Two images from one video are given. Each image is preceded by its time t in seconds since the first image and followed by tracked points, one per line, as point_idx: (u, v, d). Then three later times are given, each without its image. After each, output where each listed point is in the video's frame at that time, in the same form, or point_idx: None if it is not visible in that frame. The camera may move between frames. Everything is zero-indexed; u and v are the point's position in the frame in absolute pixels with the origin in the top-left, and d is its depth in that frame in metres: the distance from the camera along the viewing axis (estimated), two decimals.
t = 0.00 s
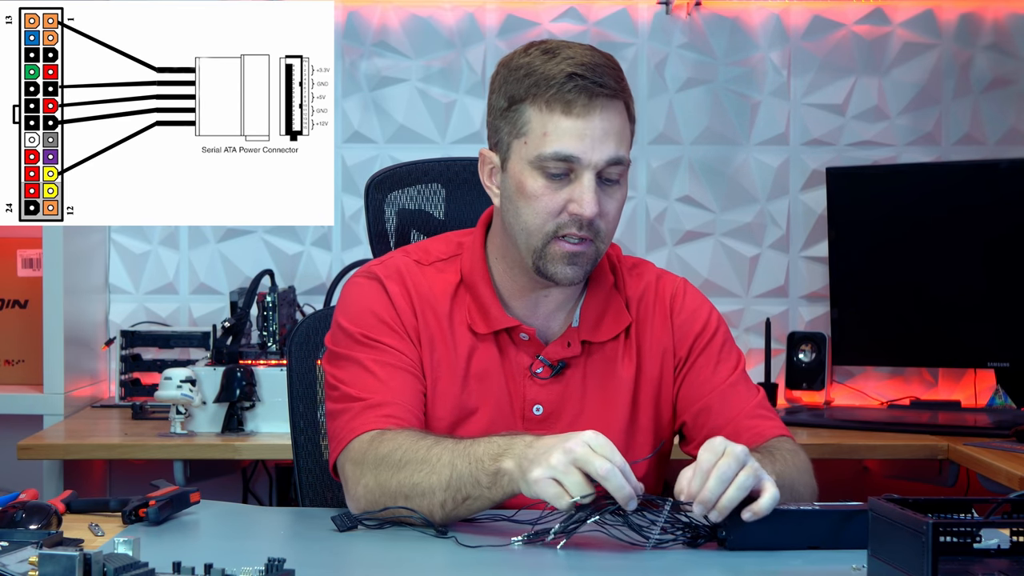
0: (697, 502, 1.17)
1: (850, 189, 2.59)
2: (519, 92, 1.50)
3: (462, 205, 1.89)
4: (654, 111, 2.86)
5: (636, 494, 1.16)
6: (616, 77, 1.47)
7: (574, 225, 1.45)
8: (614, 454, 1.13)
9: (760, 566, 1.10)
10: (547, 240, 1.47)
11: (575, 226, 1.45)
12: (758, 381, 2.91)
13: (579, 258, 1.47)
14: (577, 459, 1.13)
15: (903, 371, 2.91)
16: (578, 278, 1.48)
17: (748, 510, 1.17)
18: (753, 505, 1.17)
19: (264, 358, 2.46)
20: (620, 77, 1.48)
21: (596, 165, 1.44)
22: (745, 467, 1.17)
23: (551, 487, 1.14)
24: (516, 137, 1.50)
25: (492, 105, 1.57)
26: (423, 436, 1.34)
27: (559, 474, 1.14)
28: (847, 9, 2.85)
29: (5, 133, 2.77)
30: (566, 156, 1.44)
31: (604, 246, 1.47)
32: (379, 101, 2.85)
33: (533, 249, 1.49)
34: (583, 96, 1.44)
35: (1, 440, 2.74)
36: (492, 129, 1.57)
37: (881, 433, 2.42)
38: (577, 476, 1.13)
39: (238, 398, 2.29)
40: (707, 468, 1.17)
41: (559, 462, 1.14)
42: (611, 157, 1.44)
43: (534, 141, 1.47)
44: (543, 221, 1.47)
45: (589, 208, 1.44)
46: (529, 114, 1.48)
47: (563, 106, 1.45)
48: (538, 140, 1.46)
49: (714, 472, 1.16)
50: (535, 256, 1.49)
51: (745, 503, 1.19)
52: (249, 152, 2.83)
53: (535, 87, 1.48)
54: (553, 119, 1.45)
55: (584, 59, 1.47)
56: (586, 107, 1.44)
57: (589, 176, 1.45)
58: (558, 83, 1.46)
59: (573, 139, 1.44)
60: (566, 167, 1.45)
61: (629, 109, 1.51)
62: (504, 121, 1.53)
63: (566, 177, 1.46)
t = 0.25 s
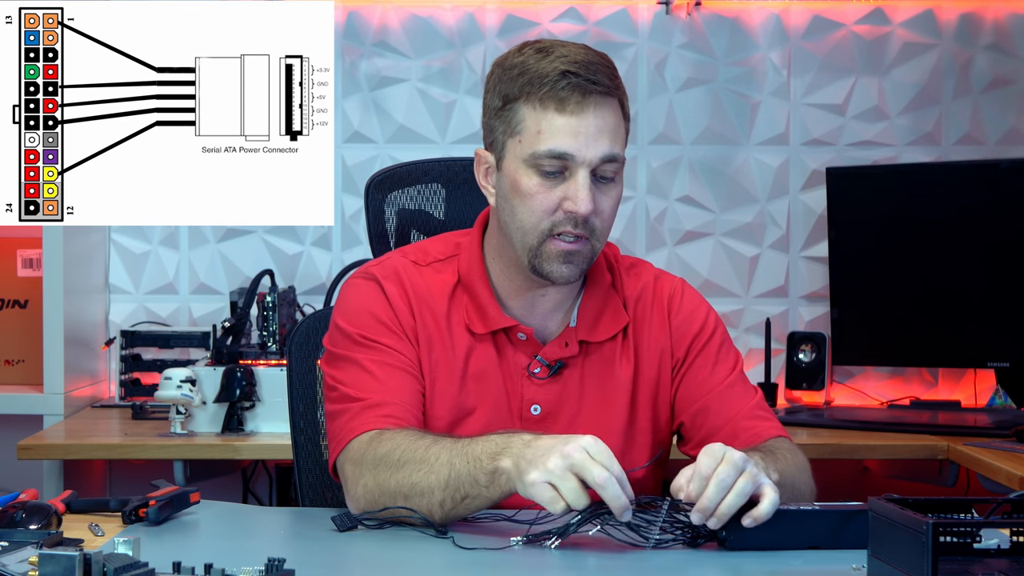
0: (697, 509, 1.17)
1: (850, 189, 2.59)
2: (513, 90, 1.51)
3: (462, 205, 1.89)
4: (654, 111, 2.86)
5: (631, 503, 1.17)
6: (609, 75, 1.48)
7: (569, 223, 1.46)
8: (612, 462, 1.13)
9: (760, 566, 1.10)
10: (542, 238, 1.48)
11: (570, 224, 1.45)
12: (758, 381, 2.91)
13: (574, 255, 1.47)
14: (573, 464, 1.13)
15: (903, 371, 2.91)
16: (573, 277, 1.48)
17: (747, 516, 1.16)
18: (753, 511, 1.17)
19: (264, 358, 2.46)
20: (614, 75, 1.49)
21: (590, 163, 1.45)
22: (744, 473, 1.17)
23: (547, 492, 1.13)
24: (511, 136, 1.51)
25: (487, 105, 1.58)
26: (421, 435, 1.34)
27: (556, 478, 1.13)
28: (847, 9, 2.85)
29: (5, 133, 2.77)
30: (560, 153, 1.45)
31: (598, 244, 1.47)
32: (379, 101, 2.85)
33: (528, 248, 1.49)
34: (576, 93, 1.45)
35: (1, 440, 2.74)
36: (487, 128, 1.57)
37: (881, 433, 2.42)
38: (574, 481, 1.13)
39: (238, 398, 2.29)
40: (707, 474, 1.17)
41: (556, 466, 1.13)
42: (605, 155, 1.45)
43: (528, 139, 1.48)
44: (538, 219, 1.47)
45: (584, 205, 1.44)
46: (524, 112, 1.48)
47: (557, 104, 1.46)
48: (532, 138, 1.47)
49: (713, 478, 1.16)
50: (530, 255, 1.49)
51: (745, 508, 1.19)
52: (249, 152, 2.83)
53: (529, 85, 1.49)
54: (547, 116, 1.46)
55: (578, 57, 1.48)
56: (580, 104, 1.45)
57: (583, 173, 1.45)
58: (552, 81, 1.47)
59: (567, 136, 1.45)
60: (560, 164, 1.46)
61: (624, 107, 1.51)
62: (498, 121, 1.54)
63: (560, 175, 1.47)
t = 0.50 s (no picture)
0: (694, 507, 1.17)
1: (850, 189, 2.59)
2: (509, 90, 1.51)
3: (462, 205, 1.89)
4: (654, 111, 2.86)
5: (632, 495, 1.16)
6: (605, 73, 1.48)
7: (566, 221, 1.46)
8: (608, 465, 1.12)
9: (760, 566, 1.10)
10: (539, 237, 1.48)
11: (567, 222, 1.45)
12: (758, 381, 2.91)
13: (571, 253, 1.47)
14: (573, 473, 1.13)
15: (903, 371, 2.91)
16: (570, 275, 1.48)
17: (744, 515, 1.16)
18: (750, 510, 1.17)
19: (264, 358, 2.46)
20: (610, 74, 1.49)
21: (587, 161, 1.45)
22: (744, 473, 1.17)
23: (552, 505, 1.14)
24: (507, 135, 1.51)
25: (484, 105, 1.58)
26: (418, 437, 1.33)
27: (558, 490, 1.13)
28: (847, 9, 2.85)
29: (5, 133, 2.77)
30: (557, 152, 1.45)
31: (595, 243, 1.48)
32: (379, 101, 2.85)
33: (525, 247, 1.49)
34: (572, 91, 1.45)
35: (1, 440, 2.74)
36: (484, 128, 1.57)
37: (881, 433, 2.42)
38: (576, 490, 1.13)
39: (238, 398, 2.29)
40: (706, 473, 1.17)
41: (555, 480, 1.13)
42: (601, 153, 1.45)
43: (524, 138, 1.48)
44: (535, 218, 1.47)
45: (581, 204, 1.44)
46: (519, 112, 1.48)
47: (553, 102, 1.46)
48: (528, 137, 1.47)
49: (712, 477, 1.16)
50: (527, 254, 1.49)
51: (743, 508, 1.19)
52: (249, 152, 2.83)
53: (525, 84, 1.49)
54: (543, 115, 1.46)
55: (573, 56, 1.48)
56: (576, 103, 1.45)
57: (580, 171, 1.45)
58: (547, 80, 1.47)
59: (563, 134, 1.45)
60: (557, 163, 1.46)
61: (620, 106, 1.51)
62: (495, 120, 1.54)
63: (557, 174, 1.47)
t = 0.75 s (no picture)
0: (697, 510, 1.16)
1: (850, 189, 2.59)
2: (507, 87, 1.51)
3: (462, 205, 1.89)
4: (654, 111, 2.86)
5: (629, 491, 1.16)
6: (602, 70, 1.48)
7: (563, 217, 1.45)
8: (600, 474, 1.10)
9: (760, 566, 1.10)
10: (536, 233, 1.47)
11: (564, 218, 1.45)
12: (758, 381, 2.91)
13: (568, 249, 1.47)
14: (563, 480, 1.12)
15: (903, 371, 2.91)
16: (568, 272, 1.48)
17: (744, 518, 1.16)
18: (750, 512, 1.16)
19: (264, 358, 2.46)
20: (607, 71, 1.49)
21: (584, 157, 1.45)
22: (746, 475, 1.16)
23: (546, 513, 1.14)
24: (505, 133, 1.51)
25: (483, 104, 1.58)
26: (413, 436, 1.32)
27: (552, 498, 1.13)
28: (847, 9, 2.85)
29: (5, 133, 2.77)
30: (554, 147, 1.45)
31: (593, 239, 1.47)
32: (379, 101, 2.85)
33: (523, 243, 1.49)
34: (569, 87, 1.45)
35: (1, 440, 2.74)
36: (482, 126, 1.57)
37: (881, 433, 2.42)
38: (569, 498, 1.12)
39: (238, 398, 2.29)
40: (708, 476, 1.16)
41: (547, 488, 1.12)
42: (599, 149, 1.45)
43: (521, 134, 1.48)
44: (532, 214, 1.47)
45: (578, 199, 1.44)
46: (517, 108, 1.48)
47: (550, 98, 1.46)
48: (526, 133, 1.47)
49: (713, 481, 1.15)
50: (525, 250, 1.49)
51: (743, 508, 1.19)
52: (249, 152, 2.83)
53: (522, 81, 1.49)
54: (540, 111, 1.46)
55: (571, 52, 1.48)
56: (573, 98, 1.45)
57: (577, 167, 1.45)
58: (545, 75, 1.47)
59: (560, 130, 1.45)
60: (554, 158, 1.46)
61: (618, 104, 1.51)
62: (493, 118, 1.54)
63: (554, 169, 1.47)
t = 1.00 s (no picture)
0: (692, 505, 1.18)
1: (850, 189, 2.59)
2: (492, 78, 1.54)
3: (462, 205, 1.90)
4: (654, 111, 2.86)
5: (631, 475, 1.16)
6: (585, 59, 1.50)
7: (540, 201, 1.47)
8: (599, 466, 1.11)
9: (760, 566, 1.10)
10: (516, 218, 1.49)
11: (541, 202, 1.46)
12: (758, 381, 2.91)
13: (548, 233, 1.47)
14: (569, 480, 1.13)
15: (903, 371, 2.91)
16: (549, 257, 1.49)
17: (742, 512, 1.17)
18: (748, 507, 1.17)
19: (264, 358, 2.46)
20: (592, 60, 1.51)
21: (562, 140, 1.47)
22: (742, 471, 1.18)
23: (555, 513, 1.14)
24: (491, 121, 1.53)
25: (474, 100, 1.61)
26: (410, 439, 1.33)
27: (557, 498, 1.14)
28: (847, 9, 2.85)
29: (5, 133, 2.77)
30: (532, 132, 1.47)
31: (574, 223, 1.47)
32: (379, 101, 2.85)
33: (504, 229, 1.50)
34: (547, 73, 1.48)
35: (1, 440, 2.74)
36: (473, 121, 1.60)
37: (881, 433, 2.42)
38: (575, 496, 1.13)
39: (238, 398, 2.29)
40: (702, 473, 1.18)
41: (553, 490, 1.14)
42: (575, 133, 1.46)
43: (503, 120, 1.50)
44: (512, 199, 1.49)
45: (554, 182, 1.45)
46: (499, 96, 1.51)
47: (529, 84, 1.48)
48: (506, 120, 1.49)
49: (708, 477, 1.17)
50: (505, 235, 1.50)
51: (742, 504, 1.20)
52: (249, 152, 2.83)
53: (505, 70, 1.51)
54: (520, 96, 1.48)
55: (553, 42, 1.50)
56: (550, 84, 1.47)
57: (555, 150, 1.47)
58: (525, 64, 1.49)
59: (538, 114, 1.47)
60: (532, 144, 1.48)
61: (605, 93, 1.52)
62: (481, 110, 1.56)
63: (533, 155, 1.48)
